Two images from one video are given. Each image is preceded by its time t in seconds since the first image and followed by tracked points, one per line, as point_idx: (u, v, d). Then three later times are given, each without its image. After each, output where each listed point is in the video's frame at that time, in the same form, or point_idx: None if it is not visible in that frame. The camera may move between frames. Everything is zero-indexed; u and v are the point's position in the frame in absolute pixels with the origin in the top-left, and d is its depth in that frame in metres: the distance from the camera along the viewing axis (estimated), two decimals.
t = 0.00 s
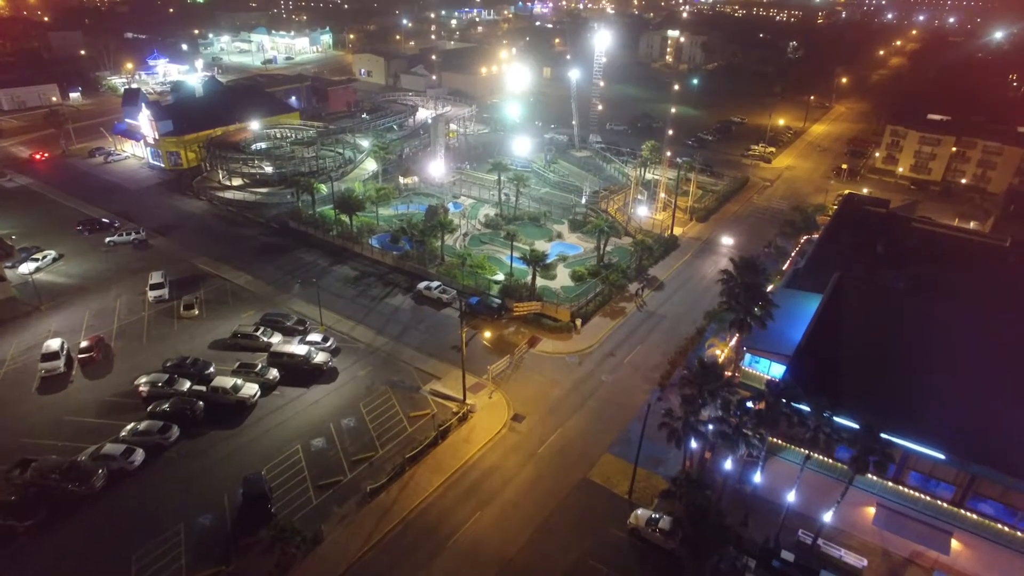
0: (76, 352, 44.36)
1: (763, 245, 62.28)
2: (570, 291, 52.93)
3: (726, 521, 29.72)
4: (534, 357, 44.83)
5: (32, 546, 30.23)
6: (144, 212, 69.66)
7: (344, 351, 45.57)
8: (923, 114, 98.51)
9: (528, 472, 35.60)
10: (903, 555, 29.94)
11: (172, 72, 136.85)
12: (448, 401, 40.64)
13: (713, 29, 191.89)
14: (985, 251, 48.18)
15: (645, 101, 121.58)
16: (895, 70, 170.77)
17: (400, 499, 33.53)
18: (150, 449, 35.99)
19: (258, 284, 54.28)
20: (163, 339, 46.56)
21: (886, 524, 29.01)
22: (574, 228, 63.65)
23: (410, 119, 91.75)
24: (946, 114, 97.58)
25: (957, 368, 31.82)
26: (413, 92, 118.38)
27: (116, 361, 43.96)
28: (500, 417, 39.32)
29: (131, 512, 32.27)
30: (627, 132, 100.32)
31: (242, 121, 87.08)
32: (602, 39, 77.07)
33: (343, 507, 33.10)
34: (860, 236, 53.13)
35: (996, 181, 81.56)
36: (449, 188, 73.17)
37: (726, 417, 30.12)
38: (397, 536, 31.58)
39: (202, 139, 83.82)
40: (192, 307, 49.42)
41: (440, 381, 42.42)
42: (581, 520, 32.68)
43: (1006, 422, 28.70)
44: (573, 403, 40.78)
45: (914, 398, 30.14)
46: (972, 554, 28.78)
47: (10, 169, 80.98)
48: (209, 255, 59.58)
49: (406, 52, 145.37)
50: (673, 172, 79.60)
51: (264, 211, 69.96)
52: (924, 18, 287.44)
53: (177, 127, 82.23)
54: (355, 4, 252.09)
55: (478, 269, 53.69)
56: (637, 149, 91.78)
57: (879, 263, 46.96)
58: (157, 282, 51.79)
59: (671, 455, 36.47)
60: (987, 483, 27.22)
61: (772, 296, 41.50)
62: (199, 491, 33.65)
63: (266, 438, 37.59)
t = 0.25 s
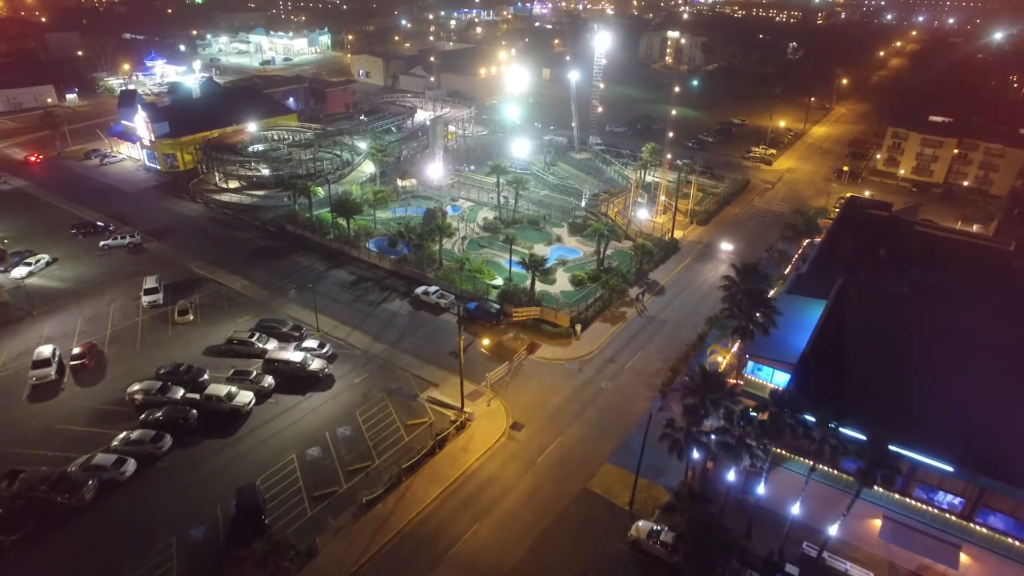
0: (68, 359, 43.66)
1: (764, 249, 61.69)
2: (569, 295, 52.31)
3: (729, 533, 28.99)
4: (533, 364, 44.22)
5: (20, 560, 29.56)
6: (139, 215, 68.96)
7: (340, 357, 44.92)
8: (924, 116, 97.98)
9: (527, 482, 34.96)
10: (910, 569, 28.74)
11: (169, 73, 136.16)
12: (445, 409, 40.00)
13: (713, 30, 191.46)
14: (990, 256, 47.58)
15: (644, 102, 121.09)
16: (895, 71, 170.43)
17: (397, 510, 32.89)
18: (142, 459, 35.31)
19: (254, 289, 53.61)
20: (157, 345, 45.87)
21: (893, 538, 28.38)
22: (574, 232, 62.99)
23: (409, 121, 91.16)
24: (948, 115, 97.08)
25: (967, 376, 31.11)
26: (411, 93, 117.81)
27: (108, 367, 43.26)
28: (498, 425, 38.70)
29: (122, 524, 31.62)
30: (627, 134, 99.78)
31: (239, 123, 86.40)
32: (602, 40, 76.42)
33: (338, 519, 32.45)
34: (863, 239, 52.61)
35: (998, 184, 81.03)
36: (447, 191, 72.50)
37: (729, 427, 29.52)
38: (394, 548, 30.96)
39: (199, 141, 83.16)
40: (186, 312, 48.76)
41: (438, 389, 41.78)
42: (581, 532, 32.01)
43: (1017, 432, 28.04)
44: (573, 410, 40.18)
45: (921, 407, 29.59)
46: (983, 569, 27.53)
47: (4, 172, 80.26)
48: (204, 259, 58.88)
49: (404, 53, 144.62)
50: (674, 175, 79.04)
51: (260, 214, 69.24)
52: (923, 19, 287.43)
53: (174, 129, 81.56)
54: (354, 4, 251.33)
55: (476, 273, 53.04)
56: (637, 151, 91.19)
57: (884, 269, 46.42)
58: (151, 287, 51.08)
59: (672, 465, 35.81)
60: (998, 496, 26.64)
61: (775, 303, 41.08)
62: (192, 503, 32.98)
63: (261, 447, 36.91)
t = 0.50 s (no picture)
0: (58, 366, 42.93)
1: (765, 252, 61.06)
2: (568, 300, 51.60)
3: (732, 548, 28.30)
4: (532, 371, 43.53)
5: None
6: (134, 218, 68.20)
7: (336, 364, 44.21)
8: (925, 117, 97.42)
9: (526, 493, 34.26)
10: None
11: (166, 74, 135.39)
12: (442, 418, 39.32)
13: (712, 30, 190.94)
14: (995, 260, 47.00)
15: (644, 103, 120.48)
16: (895, 72, 170.00)
17: (393, 522, 32.19)
18: (132, 470, 34.55)
19: (248, 294, 52.90)
20: (149, 352, 45.12)
21: (899, 553, 28.35)
22: (573, 235, 62.28)
23: (406, 122, 90.48)
24: (949, 117, 96.54)
25: (976, 385, 30.48)
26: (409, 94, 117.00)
27: (99, 375, 42.50)
28: (496, 434, 38.02)
29: (111, 537, 30.89)
30: (626, 135, 99.16)
31: (235, 125, 85.62)
32: (602, 42, 75.74)
33: (333, 532, 31.73)
34: (866, 244, 52.05)
35: (1000, 186, 80.50)
36: (445, 194, 71.79)
37: (732, 439, 28.86)
38: (390, 562, 30.27)
39: (194, 143, 82.37)
40: (180, 318, 48.01)
41: (435, 397, 41.08)
42: (580, 545, 31.33)
43: None
44: (572, 419, 39.51)
45: (928, 418, 29.03)
46: None
47: None
48: (199, 263, 58.16)
49: (402, 54, 143.95)
50: (674, 177, 78.47)
51: (256, 218, 68.38)
52: (922, 19, 287.22)
53: (169, 131, 80.76)
54: (352, 4, 250.57)
55: (474, 278, 52.32)
56: (637, 153, 90.49)
57: (888, 274, 45.87)
58: (144, 293, 50.35)
59: (674, 475, 35.12)
60: (1009, 512, 26.03)
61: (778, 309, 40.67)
62: (183, 515, 32.25)
63: (254, 457, 36.17)
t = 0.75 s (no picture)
0: (47, 375, 42.09)
1: (766, 257, 60.41)
2: (567, 306, 50.85)
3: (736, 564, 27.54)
4: (530, 378, 42.87)
5: None
6: (127, 221, 67.31)
7: (330, 372, 43.43)
8: (925, 119, 96.87)
9: (524, 505, 33.53)
10: None
11: (161, 76, 134.44)
12: (439, 428, 38.60)
13: (710, 31, 190.35)
14: (999, 265, 46.45)
15: (643, 105, 119.84)
16: (894, 73, 169.64)
17: (389, 537, 31.44)
18: (122, 483, 33.74)
19: (242, 299, 52.12)
20: (141, 360, 44.24)
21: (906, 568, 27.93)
22: (571, 239, 61.54)
23: (404, 124, 89.76)
24: (949, 118, 96.02)
25: (987, 392, 29.87)
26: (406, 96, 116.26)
27: (89, 384, 41.62)
28: (494, 444, 37.30)
29: (97, 553, 30.09)
30: (625, 137, 98.58)
31: (230, 127, 84.77)
32: (600, 43, 75.04)
33: (326, 547, 30.96)
34: (866, 247, 51.73)
35: (1001, 188, 80.02)
36: (442, 197, 71.03)
37: (735, 452, 28.11)
38: None
39: (189, 145, 81.53)
40: (172, 325, 47.15)
41: (431, 406, 40.31)
42: (579, 560, 30.56)
43: None
44: (571, 428, 38.80)
45: (936, 429, 28.65)
46: None
47: None
48: (192, 268, 57.32)
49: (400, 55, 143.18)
50: (673, 180, 77.90)
51: (251, 221, 67.56)
52: (920, 20, 287.09)
53: (163, 133, 79.90)
54: (349, 5, 249.67)
55: (472, 283, 51.56)
56: (636, 155, 89.80)
57: (891, 279, 45.44)
58: (136, 299, 49.51)
59: (674, 486, 34.37)
60: (1020, 526, 25.76)
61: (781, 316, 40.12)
62: (172, 530, 31.44)
63: (246, 469, 35.40)
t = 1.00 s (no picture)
0: (34, 385, 41.16)
1: (766, 261, 59.69)
2: (565, 313, 50.02)
3: None
4: (527, 387, 42.09)
5: None
6: (118, 226, 66.34)
7: (323, 381, 42.59)
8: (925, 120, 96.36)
9: (522, 519, 32.75)
10: None
11: (156, 77, 133.54)
12: (434, 439, 37.80)
13: (708, 31, 189.76)
14: (1003, 270, 45.77)
15: (640, 106, 119.22)
16: (892, 74, 169.29)
17: (382, 553, 30.63)
18: (108, 498, 32.83)
19: (235, 306, 51.22)
20: (130, 369, 43.30)
21: None
22: (569, 243, 60.77)
23: (400, 127, 88.99)
24: (949, 120, 95.49)
25: (993, 404, 29.57)
26: (403, 98, 115.59)
27: (76, 394, 40.69)
28: (490, 456, 36.51)
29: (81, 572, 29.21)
30: (623, 139, 97.93)
31: (224, 129, 83.88)
32: (598, 45, 74.27)
33: (317, 564, 30.13)
34: (867, 252, 51.24)
35: (1001, 190, 79.49)
36: (439, 201, 70.19)
37: (738, 466, 27.33)
38: None
39: (182, 148, 80.60)
40: (163, 333, 46.24)
41: (426, 417, 39.50)
42: None
43: None
44: (569, 439, 38.03)
45: (942, 442, 28.11)
46: None
47: None
48: (184, 274, 56.41)
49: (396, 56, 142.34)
50: (672, 182, 77.20)
51: (244, 225, 66.70)
52: (917, 20, 286.95)
53: (156, 136, 78.97)
54: (346, 6, 248.85)
55: (468, 288, 50.74)
56: (634, 157, 89.09)
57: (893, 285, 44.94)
58: (126, 306, 48.58)
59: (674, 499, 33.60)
60: None
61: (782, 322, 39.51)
62: (158, 547, 30.54)
63: (236, 483, 34.53)
